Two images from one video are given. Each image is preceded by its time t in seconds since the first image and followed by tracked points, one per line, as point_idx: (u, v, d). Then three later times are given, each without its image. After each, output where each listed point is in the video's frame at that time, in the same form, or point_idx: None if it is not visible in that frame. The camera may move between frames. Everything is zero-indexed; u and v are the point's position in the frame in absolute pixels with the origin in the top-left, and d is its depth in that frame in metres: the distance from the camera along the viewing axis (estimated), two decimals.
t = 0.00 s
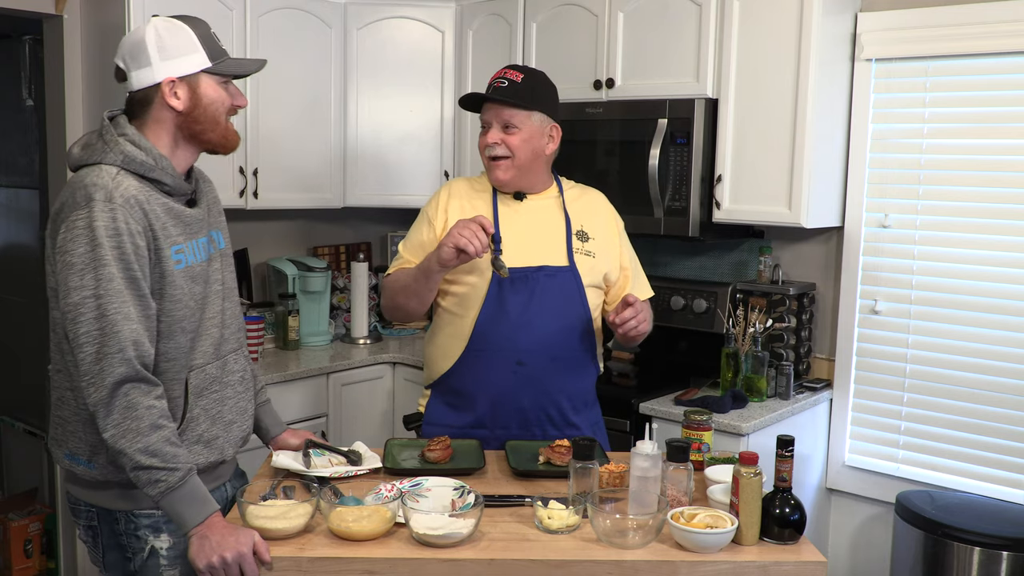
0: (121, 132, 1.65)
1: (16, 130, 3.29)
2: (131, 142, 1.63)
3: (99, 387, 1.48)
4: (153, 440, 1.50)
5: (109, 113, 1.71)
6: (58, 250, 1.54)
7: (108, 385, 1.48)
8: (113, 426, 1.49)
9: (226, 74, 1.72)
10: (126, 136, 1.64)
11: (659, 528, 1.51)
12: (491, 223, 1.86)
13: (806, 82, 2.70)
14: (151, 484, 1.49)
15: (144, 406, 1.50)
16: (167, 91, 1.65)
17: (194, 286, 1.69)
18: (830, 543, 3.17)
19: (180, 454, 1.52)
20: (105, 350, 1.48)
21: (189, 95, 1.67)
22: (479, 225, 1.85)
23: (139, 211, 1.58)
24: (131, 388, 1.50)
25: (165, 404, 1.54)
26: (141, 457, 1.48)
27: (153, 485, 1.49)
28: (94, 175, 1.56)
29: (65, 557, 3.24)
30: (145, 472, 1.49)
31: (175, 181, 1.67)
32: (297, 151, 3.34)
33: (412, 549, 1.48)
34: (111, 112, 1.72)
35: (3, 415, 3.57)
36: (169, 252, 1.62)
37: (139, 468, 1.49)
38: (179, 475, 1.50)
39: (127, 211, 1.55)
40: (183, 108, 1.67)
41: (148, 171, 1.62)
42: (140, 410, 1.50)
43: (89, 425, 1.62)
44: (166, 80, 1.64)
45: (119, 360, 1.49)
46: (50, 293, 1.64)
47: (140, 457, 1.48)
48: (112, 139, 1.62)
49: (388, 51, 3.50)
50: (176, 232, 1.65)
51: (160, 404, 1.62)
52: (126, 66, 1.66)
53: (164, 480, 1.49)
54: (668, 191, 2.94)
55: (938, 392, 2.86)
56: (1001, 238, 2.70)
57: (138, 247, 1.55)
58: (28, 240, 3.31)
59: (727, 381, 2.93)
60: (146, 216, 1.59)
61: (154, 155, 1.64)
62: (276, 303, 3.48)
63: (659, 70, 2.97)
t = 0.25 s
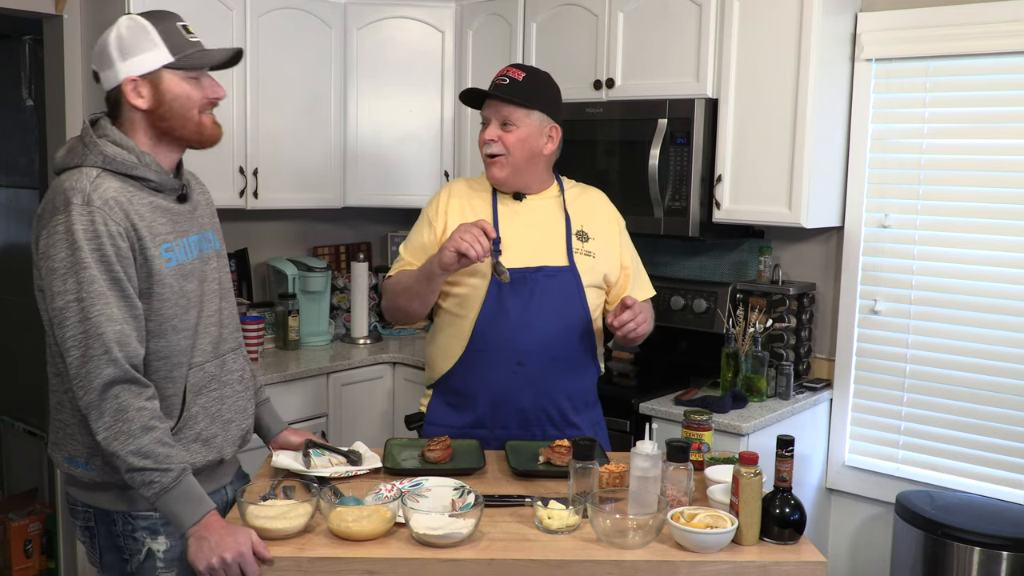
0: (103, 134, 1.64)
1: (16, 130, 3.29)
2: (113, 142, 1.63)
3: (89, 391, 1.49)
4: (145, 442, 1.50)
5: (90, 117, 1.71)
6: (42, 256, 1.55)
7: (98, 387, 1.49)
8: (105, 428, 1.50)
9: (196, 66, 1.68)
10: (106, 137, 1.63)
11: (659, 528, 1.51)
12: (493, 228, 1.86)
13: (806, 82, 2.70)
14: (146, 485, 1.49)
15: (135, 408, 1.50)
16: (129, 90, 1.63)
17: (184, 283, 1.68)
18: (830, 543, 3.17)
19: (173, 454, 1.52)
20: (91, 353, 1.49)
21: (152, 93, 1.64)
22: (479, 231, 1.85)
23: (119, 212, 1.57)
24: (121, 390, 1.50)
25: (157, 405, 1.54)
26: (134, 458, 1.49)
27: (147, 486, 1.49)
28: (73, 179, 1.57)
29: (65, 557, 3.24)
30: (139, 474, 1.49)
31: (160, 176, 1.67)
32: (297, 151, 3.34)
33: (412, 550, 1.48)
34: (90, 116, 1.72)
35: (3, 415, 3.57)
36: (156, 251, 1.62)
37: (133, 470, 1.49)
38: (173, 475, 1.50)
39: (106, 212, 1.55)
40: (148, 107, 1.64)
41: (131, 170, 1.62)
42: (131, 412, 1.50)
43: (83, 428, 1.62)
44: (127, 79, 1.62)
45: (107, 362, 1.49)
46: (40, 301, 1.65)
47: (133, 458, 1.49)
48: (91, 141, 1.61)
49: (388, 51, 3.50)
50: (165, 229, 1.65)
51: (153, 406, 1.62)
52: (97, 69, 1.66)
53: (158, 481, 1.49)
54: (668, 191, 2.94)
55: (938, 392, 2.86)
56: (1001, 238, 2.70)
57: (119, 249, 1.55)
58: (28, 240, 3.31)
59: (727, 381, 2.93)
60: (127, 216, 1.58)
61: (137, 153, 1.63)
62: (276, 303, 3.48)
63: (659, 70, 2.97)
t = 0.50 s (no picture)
0: (94, 134, 1.67)
1: (15, 130, 3.29)
2: (103, 141, 1.65)
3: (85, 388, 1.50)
4: (143, 440, 1.51)
5: (82, 119, 1.74)
6: (35, 256, 1.57)
7: (94, 385, 1.50)
8: (103, 425, 1.51)
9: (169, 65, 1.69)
10: (97, 137, 1.66)
11: (659, 528, 1.51)
12: (490, 232, 1.86)
13: (806, 82, 2.70)
14: (142, 483, 1.50)
15: (133, 406, 1.51)
16: (104, 93, 1.67)
17: (179, 279, 1.68)
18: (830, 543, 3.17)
19: (171, 453, 1.53)
20: (86, 352, 1.50)
21: (125, 95, 1.67)
22: (477, 232, 1.85)
23: (110, 209, 1.58)
24: (119, 387, 1.51)
25: (155, 403, 1.55)
26: (131, 456, 1.50)
27: (144, 484, 1.50)
28: (64, 178, 1.58)
29: (66, 557, 3.24)
30: (136, 471, 1.50)
31: (151, 172, 1.68)
32: (297, 151, 3.34)
33: (412, 549, 1.48)
34: (85, 117, 1.75)
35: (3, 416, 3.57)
36: (151, 248, 1.62)
37: (130, 467, 1.50)
38: (170, 474, 1.51)
39: (96, 210, 1.56)
40: (122, 109, 1.68)
41: (120, 167, 1.63)
42: (130, 410, 1.51)
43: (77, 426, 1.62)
44: (100, 83, 1.66)
45: (103, 360, 1.50)
46: (33, 303, 1.67)
47: (130, 456, 1.50)
48: (81, 140, 1.64)
49: (388, 51, 3.50)
50: (160, 223, 1.67)
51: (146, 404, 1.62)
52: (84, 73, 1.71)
53: (155, 479, 1.50)
54: (668, 191, 2.94)
55: (938, 392, 2.86)
56: (1001, 238, 2.70)
57: (111, 246, 1.56)
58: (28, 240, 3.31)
59: (727, 381, 2.93)
60: (119, 214, 1.59)
61: (125, 151, 1.66)
62: (276, 303, 3.49)
63: (659, 70, 2.97)
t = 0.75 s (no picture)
0: (92, 135, 1.67)
1: (15, 130, 3.29)
2: (102, 141, 1.65)
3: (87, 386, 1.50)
4: (145, 438, 1.51)
5: (80, 119, 1.74)
6: (36, 256, 1.57)
7: (97, 382, 1.50)
8: (106, 422, 1.51)
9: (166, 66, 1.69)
10: (95, 137, 1.66)
11: (659, 528, 1.51)
12: (490, 231, 1.86)
13: (806, 82, 2.71)
14: (143, 481, 1.50)
15: (137, 404, 1.52)
16: (103, 98, 1.67)
17: (180, 278, 1.68)
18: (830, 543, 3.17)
19: (172, 452, 1.53)
20: (89, 350, 1.50)
21: (124, 98, 1.67)
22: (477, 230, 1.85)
23: (111, 208, 1.58)
24: (122, 385, 1.52)
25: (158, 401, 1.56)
26: (133, 454, 1.50)
27: (146, 483, 1.50)
28: (64, 178, 1.58)
29: (66, 557, 3.24)
30: (137, 470, 1.50)
31: (150, 172, 1.68)
32: (296, 151, 3.34)
33: (412, 549, 1.48)
34: (83, 116, 1.75)
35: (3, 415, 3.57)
36: (152, 247, 1.62)
37: (132, 465, 1.50)
38: (171, 473, 1.51)
39: (97, 209, 1.56)
40: (121, 112, 1.68)
41: (120, 167, 1.63)
42: (133, 408, 1.51)
43: (77, 424, 1.62)
44: (99, 87, 1.66)
45: (107, 357, 1.51)
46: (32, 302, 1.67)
47: (132, 454, 1.50)
48: (80, 140, 1.64)
49: (388, 51, 3.50)
50: (161, 222, 1.67)
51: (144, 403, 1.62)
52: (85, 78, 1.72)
53: (157, 477, 1.50)
54: (668, 191, 2.94)
55: (938, 392, 2.86)
56: (1001, 238, 2.70)
57: (112, 245, 1.56)
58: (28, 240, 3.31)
59: (727, 381, 2.93)
60: (120, 213, 1.59)
61: (124, 151, 1.65)
62: (277, 303, 3.49)
63: (659, 69, 2.97)
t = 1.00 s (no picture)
0: (95, 138, 1.68)
1: (15, 130, 3.29)
2: (104, 145, 1.66)
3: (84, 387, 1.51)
4: (138, 440, 1.51)
5: (83, 121, 1.75)
6: (36, 259, 1.57)
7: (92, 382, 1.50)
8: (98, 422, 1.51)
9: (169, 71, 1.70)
10: (99, 140, 1.67)
11: (659, 528, 1.51)
12: (493, 228, 1.86)
13: (806, 81, 2.71)
14: (138, 484, 1.50)
15: (130, 406, 1.52)
16: (108, 107, 1.68)
17: (180, 279, 1.68)
18: (830, 543, 3.17)
19: (167, 454, 1.52)
20: (86, 351, 1.51)
21: (129, 105, 1.67)
22: (479, 229, 1.86)
23: (111, 212, 1.58)
24: (118, 387, 1.52)
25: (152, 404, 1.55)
26: (126, 456, 1.50)
27: (140, 485, 1.50)
28: (65, 183, 1.59)
29: (65, 557, 3.24)
30: (132, 472, 1.50)
31: (151, 176, 1.68)
32: (296, 151, 3.34)
33: (412, 549, 1.48)
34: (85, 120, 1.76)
35: (3, 416, 3.57)
36: (152, 250, 1.63)
37: (127, 467, 1.50)
38: (165, 474, 1.50)
39: (96, 213, 1.56)
40: (127, 120, 1.69)
41: (121, 171, 1.63)
42: (126, 410, 1.51)
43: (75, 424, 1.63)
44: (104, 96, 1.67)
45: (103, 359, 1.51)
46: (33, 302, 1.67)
47: (125, 456, 1.50)
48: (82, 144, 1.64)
49: (388, 51, 3.50)
50: (162, 226, 1.67)
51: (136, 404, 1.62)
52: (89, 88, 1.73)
53: (150, 479, 1.50)
54: (668, 191, 2.94)
55: (938, 392, 2.86)
56: (1001, 238, 2.70)
57: (110, 249, 1.56)
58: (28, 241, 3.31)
59: (727, 381, 2.93)
60: (119, 217, 1.59)
61: (127, 156, 1.66)
62: (276, 304, 3.49)
63: (659, 69, 2.97)
